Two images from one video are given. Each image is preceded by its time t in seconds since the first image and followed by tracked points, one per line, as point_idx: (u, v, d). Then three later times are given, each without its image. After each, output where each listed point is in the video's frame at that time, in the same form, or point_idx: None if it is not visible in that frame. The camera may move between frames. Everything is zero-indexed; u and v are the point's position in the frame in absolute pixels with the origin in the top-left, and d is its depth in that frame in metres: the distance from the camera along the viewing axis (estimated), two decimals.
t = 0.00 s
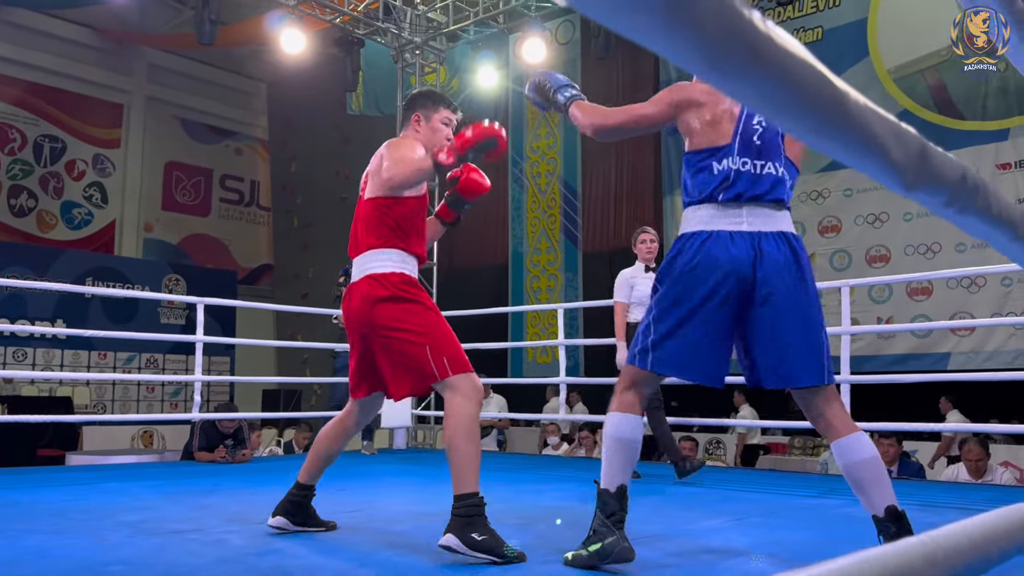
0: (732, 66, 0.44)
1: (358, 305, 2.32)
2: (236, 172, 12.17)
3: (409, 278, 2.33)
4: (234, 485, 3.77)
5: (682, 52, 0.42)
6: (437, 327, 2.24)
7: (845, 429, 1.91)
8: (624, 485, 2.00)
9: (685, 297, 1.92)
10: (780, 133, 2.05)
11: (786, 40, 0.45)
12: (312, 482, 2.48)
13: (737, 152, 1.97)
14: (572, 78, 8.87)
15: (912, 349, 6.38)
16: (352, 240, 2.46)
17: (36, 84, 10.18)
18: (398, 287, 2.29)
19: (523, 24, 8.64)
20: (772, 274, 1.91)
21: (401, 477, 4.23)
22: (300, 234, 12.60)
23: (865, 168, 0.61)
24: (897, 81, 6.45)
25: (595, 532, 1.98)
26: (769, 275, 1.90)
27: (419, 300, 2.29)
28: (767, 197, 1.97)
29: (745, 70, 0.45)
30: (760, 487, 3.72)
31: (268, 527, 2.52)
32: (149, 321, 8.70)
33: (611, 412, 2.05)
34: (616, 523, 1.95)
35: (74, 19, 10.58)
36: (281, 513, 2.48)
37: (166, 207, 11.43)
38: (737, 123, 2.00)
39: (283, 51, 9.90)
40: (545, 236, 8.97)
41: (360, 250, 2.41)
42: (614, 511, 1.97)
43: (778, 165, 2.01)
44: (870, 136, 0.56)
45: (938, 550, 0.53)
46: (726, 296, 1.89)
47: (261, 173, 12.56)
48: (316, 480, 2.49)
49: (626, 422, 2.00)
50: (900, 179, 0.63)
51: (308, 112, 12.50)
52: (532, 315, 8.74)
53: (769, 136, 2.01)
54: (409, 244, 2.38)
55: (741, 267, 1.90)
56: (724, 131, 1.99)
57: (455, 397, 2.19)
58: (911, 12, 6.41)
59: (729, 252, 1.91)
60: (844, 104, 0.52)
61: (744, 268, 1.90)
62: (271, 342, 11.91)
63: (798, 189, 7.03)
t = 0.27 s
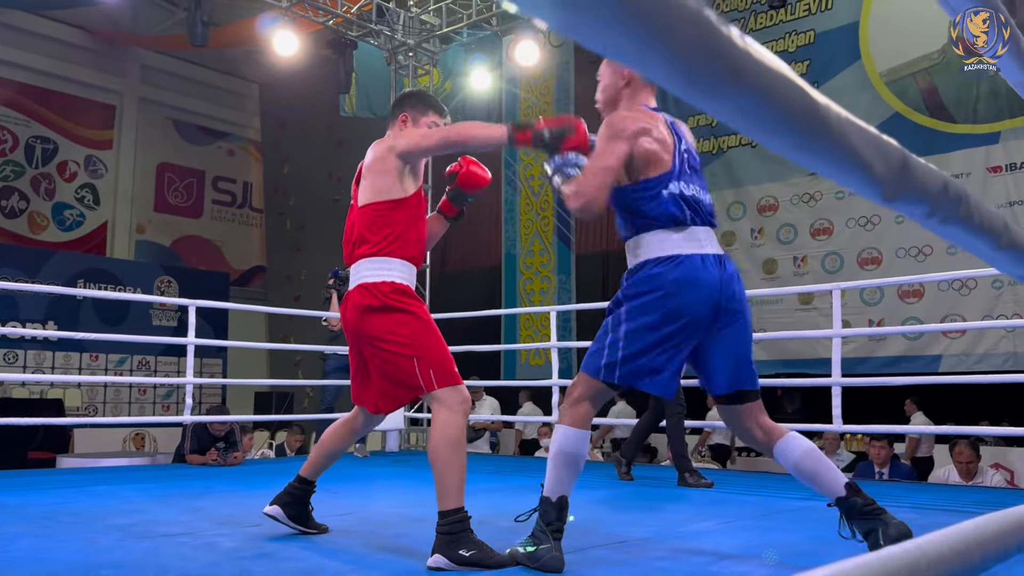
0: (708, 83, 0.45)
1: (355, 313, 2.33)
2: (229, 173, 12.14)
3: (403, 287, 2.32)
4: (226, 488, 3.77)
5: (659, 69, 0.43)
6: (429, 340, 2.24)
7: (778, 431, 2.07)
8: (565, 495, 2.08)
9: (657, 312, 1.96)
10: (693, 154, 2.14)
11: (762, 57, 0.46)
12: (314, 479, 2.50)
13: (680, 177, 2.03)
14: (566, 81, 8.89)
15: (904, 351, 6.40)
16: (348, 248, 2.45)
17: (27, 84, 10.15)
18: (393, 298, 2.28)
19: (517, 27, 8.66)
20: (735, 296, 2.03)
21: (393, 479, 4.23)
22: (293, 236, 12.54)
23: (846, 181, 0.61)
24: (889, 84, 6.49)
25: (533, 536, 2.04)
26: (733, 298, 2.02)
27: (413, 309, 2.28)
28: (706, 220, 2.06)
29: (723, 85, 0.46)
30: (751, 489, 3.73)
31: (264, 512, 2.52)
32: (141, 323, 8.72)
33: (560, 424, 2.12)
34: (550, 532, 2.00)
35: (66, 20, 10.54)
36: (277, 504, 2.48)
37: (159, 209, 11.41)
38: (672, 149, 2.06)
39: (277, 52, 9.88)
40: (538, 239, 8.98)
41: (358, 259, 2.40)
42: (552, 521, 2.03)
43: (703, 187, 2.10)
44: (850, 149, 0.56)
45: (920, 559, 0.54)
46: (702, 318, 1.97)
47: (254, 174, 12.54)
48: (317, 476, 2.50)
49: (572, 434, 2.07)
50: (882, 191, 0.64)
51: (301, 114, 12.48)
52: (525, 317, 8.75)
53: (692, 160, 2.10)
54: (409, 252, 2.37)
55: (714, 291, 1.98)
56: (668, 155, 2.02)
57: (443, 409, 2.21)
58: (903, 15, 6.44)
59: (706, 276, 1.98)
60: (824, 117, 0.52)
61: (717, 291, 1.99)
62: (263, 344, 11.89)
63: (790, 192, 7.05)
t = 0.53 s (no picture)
0: (687, 95, 0.46)
1: (345, 309, 2.30)
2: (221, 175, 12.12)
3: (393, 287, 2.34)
4: (217, 491, 3.76)
5: (640, 80, 0.43)
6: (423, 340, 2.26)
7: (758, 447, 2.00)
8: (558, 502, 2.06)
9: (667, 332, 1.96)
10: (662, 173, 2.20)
11: (742, 64, 0.46)
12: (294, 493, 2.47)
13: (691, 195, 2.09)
14: (559, 83, 8.89)
15: (896, 354, 6.42)
16: (323, 254, 2.46)
17: (18, 86, 10.11)
18: (386, 299, 2.30)
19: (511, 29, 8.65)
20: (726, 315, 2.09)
21: (385, 482, 4.23)
22: (286, 237, 12.56)
23: (829, 188, 0.62)
24: (880, 87, 6.52)
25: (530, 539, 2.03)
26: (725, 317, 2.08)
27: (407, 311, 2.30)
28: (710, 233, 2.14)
29: (704, 95, 0.46)
30: (742, 492, 3.73)
31: (251, 539, 2.49)
32: (133, 325, 8.68)
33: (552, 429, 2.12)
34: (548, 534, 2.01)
35: (58, 21, 10.50)
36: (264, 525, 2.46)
37: (151, 211, 11.37)
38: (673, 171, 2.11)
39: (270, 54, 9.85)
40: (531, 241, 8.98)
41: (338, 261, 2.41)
42: (550, 526, 2.04)
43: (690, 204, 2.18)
44: (831, 157, 0.57)
45: (903, 562, 0.54)
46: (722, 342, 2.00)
47: (247, 176, 12.51)
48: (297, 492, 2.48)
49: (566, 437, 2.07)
50: (863, 198, 0.64)
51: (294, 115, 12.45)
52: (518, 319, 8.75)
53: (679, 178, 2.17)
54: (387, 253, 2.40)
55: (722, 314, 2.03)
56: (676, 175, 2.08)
57: (434, 408, 2.20)
58: (895, 19, 6.48)
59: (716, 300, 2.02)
60: (806, 124, 0.53)
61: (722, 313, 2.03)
62: (256, 346, 11.86)
63: (782, 195, 7.07)
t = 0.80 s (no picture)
0: (694, 93, 0.46)
1: (319, 305, 2.32)
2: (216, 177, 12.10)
3: (370, 281, 2.33)
4: (211, 494, 3.74)
5: (645, 79, 0.43)
6: (393, 337, 2.25)
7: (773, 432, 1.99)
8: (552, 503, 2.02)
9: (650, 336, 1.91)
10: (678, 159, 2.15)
11: (745, 65, 0.46)
12: (288, 495, 2.46)
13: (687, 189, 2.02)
14: (555, 86, 8.89)
15: (890, 356, 6.44)
16: (309, 249, 2.47)
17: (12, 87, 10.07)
18: (359, 296, 2.29)
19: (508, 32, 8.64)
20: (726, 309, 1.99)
21: (380, 484, 4.22)
22: (281, 239, 12.53)
23: (832, 190, 0.62)
24: (875, 90, 6.54)
25: (522, 543, 1.98)
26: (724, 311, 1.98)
27: (380, 307, 2.30)
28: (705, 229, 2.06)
29: (708, 95, 0.46)
30: (737, 495, 3.73)
31: (247, 540, 2.49)
32: (127, 327, 8.66)
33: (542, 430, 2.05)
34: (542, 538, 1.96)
35: (52, 22, 10.46)
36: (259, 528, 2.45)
37: (145, 213, 11.35)
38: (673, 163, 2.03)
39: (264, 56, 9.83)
40: (527, 243, 8.98)
41: (320, 257, 2.41)
42: (542, 529, 1.98)
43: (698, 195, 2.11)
44: (834, 158, 0.57)
45: (905, 563, 0.54)
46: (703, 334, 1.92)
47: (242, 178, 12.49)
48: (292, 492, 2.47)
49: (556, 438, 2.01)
50: (867, 199, 0.64)
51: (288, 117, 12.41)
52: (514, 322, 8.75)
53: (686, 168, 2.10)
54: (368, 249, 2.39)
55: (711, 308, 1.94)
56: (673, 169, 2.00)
57: (402, 405, 2.20)
58: (889, 22, 6.49)
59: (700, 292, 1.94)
60: (809, 126, 0.53)
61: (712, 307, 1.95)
62: (250, 348, 11.84)
63: (777, 197, 7.08)
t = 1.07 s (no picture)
0: (706, 93, 0.46)
1: (319, 315, 2.34)
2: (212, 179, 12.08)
3: (367, 288, 2.31)
4: (207, 496, 3.74)
5: (657, 79, 0.43)
6: (388, 344, 2.23)
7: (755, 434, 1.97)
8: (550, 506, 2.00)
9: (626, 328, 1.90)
10: (702, 149, 2.07)
11: (758, 64, 0.46)
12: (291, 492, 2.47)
13: (664, 174, 1.96)
14: (551, 89, 8.90)
15: (885, 358, 6.45)
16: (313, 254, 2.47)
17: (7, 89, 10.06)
18: (356, 303, 2.29)
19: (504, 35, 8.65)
20: (706, 295, 1.92)
21: (376, 486, 4.21)
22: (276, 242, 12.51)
23: (838, 190, 0.62)
24: (870, 93, 6.56)
25: (518, 546, 1.96)
26: (703, 297, 1.91)
27: (377, 315, 2.28)
28: (693, 219, 1.97)
29: (719, 94, 0.46)
30: (733, 497, 3.73)
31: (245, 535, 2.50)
32: (122, 329, 8.65)
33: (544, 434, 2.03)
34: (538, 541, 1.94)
35: (47, 24, 10.45)
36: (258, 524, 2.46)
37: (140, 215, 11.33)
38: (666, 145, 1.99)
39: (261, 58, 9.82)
40: (523, 246, 8.99)
41: (321, 264, 2.41)
42: (537, 532, 1.96)
43: (705, 187, 2.02)
44: (844, 158, 0.57)
45: (907, 564, 0.54)
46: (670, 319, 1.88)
47: (237, 180, 12.48)
48: (294, 489, 2.47)
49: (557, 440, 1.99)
50: (873, 199, 0.64)
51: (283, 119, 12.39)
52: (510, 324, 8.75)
53: (695, 155, 2.02)
54: (367, 252, 2.37)
55: (683, 294, 1.89)
56: (653, 153, 1.96)
57: (398, 413, 2.19)
58: (884, 26, 6.51)
59: (668, 276, 1.90)
60: (817, 127, 0.53)
61: (685, 292, 1.89)
62: (246, 350, 11.83)
63: (772, 200, 7.10)
